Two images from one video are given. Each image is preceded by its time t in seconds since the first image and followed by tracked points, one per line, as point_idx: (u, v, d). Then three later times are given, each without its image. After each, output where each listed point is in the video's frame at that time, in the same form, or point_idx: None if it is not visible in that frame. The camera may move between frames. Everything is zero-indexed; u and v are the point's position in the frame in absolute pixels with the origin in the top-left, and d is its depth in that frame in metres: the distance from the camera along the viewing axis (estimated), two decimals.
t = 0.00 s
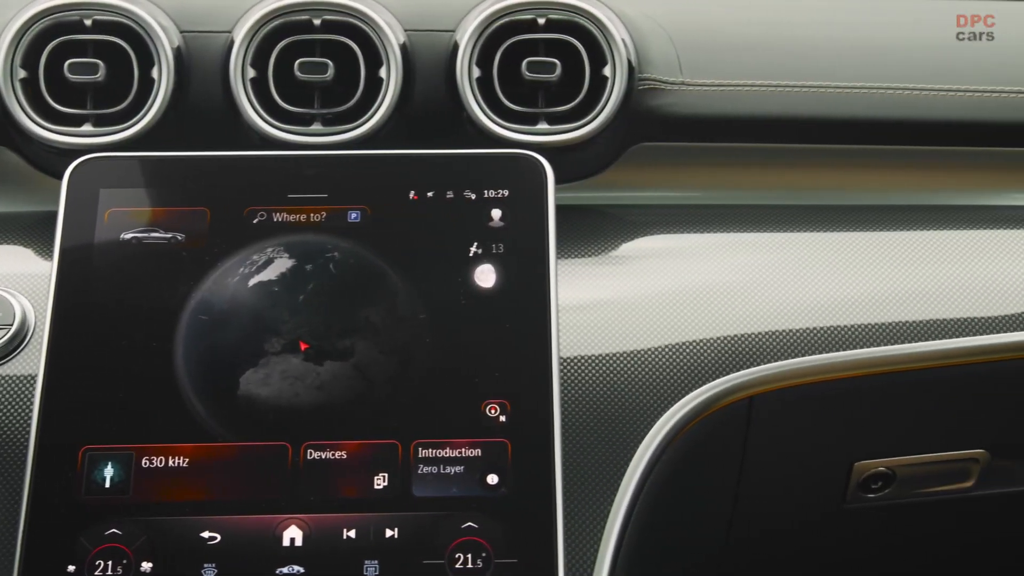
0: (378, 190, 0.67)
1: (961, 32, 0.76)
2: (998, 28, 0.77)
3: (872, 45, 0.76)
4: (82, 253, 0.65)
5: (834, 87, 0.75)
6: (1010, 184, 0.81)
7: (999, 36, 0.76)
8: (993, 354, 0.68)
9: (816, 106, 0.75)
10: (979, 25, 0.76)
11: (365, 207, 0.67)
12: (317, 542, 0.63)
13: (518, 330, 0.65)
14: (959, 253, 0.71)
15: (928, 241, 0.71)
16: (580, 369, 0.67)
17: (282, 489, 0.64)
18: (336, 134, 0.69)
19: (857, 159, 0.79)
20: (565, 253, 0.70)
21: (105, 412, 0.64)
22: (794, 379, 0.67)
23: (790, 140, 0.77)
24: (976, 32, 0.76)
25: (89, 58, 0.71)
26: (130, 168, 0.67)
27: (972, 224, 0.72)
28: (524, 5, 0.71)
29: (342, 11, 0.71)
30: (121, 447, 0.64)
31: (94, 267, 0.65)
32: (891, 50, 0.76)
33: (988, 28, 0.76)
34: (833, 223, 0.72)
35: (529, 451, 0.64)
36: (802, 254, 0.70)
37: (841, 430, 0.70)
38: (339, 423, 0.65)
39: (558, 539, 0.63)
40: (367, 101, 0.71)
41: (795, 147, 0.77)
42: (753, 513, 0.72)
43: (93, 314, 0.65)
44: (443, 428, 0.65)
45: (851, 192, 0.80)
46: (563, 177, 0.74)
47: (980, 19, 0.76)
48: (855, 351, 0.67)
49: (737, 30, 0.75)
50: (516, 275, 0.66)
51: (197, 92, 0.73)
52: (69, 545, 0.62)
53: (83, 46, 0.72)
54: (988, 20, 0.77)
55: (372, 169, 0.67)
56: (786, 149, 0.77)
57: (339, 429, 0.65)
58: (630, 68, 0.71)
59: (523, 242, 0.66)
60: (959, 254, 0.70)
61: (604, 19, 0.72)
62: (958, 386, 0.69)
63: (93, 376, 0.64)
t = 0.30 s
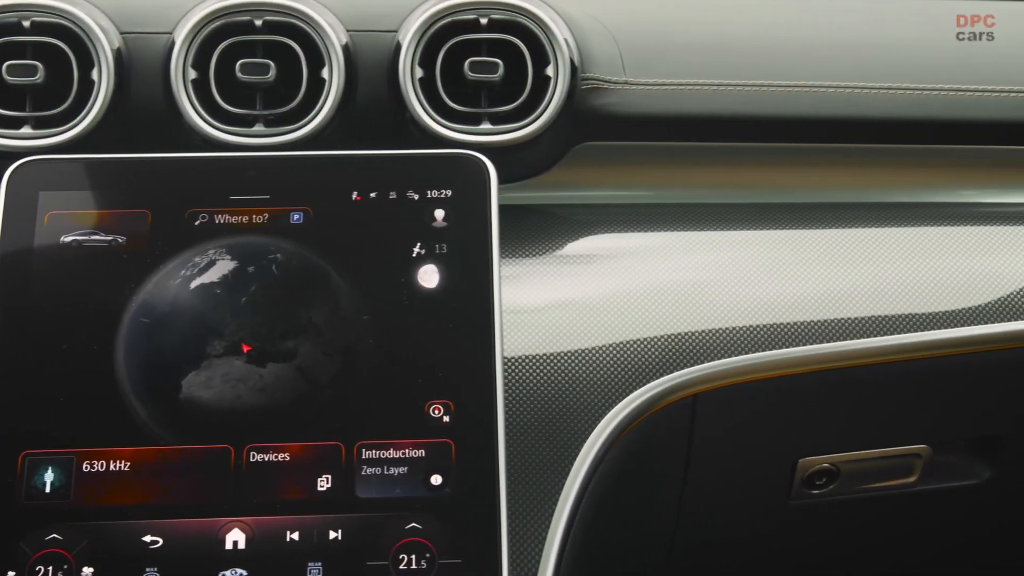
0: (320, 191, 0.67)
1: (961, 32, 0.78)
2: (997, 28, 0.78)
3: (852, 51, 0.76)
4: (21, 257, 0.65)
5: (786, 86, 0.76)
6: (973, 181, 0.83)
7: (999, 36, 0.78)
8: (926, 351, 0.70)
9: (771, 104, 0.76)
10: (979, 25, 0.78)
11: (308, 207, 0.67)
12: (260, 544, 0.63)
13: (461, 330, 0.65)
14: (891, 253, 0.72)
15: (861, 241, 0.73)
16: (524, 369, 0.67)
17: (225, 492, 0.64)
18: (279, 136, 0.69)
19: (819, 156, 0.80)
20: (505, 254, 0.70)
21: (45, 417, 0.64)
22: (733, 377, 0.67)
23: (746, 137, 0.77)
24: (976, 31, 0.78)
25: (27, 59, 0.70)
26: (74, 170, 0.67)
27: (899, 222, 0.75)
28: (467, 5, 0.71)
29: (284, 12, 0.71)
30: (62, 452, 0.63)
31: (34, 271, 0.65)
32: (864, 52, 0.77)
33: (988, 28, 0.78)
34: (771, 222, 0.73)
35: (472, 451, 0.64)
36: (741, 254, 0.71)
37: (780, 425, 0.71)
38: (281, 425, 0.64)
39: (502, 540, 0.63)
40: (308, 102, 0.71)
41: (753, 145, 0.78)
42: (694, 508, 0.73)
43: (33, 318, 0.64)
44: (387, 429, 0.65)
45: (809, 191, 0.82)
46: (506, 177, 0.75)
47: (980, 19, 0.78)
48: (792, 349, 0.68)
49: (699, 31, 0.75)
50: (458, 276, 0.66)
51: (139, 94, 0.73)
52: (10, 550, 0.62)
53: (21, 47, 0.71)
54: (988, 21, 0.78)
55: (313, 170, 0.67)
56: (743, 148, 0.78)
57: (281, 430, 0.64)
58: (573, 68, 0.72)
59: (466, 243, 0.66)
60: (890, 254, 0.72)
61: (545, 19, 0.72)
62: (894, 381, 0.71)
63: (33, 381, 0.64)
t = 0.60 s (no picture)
0: (263, 192, 0.66)
1: (961, 32, 0.81)
2: (997, 28, 0.81)
3: (816, 49, 0.79)
4: None
5: (746, 85, 0.78)
6: (950, 178, 0.86)
7: (998, 37, 0.81)
8: (865, 347, 0.71)
9: (722, 103, 0.78)
10: (980, 25, 0.81)
11: (250, 209, 0.66)
12: (203, 548, 0.62)
13: (405, 331, 0.65)
14: (833, 251, 0.74)
15: (802, 241, 0.75)
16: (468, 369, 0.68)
17: (167, 496, 0.63)
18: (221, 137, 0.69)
19: (776, 154, 0.82)
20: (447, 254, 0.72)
21: None
22: (677, 375, 0.69)
23: (707, 136, 0.79)
24: (976, 31, 0.81)
25: None
26: (17, 172, 0.66)
27: (840, 219, 0.77)
28: (408, 5, 0.72)
29: (225, 12, 0.72)
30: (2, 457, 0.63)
31: None
32: (860, 50, 0.79)
33: (988, 28, 0.81)
34: (705, 222, 0.76)
35: (417, 452, 0.64)
36: (683, 255, 0.73)
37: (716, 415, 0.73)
38: (224, 427, 0.64)
39: (447, 541, 0.63)
40: (251, 102, 0.72)
41: (715, 144, 0.80)
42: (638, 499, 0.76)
43: None
44: (331, 430, 0.64)
45: (772, 187, 0.84)
46: (448, 177, 0.76)
47: (980, 19, 0.81)
48: (734, 346, 0.70)
49: (661, 30, 0.77)
50: (401, 277, 0.66)
51: (79, 97, 0.73)
52: None
53: None
54: (988, 21, 0.81)
55: (256, 171, 0.67)
56: (717, 148, 0.80)
57: (224, 433, 0.64)
58: (516, 67, 0.73)
59: (410, 242, 0.66)
60: (831, 253, 0.74)
61: (488, 19, 0.73)
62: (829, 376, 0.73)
63: None
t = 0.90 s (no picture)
0: (203, 194, 0.66)
1: (961, 32, 0.84)
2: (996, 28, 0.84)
3: (790, 49, 0.81)
4: None
5: (706, 83, 0.79)
6: (923, 176, 0.87)
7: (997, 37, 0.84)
8: (804, 345, 0.72)
9: (666, 103, 0.79)
10: (980, 25, 0.84)
11: (191, 212, 0.66)
12: (144, 552, 0.62)
13: (349, 332, 0.65)
14: (776, 250, 0.75)
15: (744, 240, 0.76)
16: (412, 370, 0.68)
17: (108, 501, 0.63)
18: (163, 138, 0.70)
19: (725, 153, 0.83)
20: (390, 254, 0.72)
21: None
22: (619, 375, 0.70)
23: (657, 137, 0.80)
24: (976, 31, 0.84)
25: None
26: None
27: (783, 218, 0.79)
28: (349, 6, 0.73)
29: (167, 14, 0.72)
30: None
31: None
32: (864, 50, 0.82)
33: (988, 28, 0.84)
34: (646, 221, 0.76)
35: (360, 452, 0.64)
36: (627, 256, 0.74)
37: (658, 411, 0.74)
38: (166, 431, 0.64)
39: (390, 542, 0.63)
40: (191, 105, 0.72)
41: (682, 143, 0.81)
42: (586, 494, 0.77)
43: None
44: (274, 432, 0.64)
45: (738, 185, 0.85)
46: (392, 177, 0.77)
47: (980, 19, 0.84)
48: (675, 345, 0.71)
49: (605, 29, 0.78)
50: (344, 278, 0.65)
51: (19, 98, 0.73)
52: None
53: None
54: (988, 21, 0.84)
55: (197, 173, 0.66)
56: (688, 146, 0.81)
57: (165, 437, 0.64)
58: (459, 68, 0.74)
59: (353, 243, 0.66)
60: (772, 252, 0.75)
61: (431, 20, 0.73)
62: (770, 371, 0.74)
63: None
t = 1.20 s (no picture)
0: (147, 196, 0.66)
1: (962, 31, 0.87)
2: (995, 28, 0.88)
3: (752, 49, 0.82)
4: None
5: (658, 83, 0.80)
6: (882, 175, 0.89)
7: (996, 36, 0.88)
8: (750, 343, 0.73)
9: (612, 104, 0.80)
10: (980, 24, 0.87)
11: (136, 215, 0.66)
12: (88, 557, 0.62)
13: (295, 334, 0.65)
14: (720, 251, 0.77)
15: (688, 241, 0.77)
16: (358, 371, 0.68)
17: (51, 506, 0.62)
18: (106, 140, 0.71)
19: (675, 152, 0.84)
20: (337, 256, 0.72)
21: None
22: (566, 374, 0.71)
23: (604, 137, 0.81)
24: (976, 31, 0.87)
25: None
26: None
27: (729, 217, 0.80)
28: (295, 7, 0.74)
29: (110, 15, 0.73)
30: None
31: None
32: (864, 50, 0.84)
33: (988, 27, 0.87)
34: (593, 221, 0.78)
35: (305, 454, 0.64)
36: (572, 257, 0.75)
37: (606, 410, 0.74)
38: (110, 435, 0.63)
39: (336, 544, 0.63)
40: (134, 107, 0.73)
41: (640, 143, 0.82)
42: (537, 492, 0.77)
43: None
44: (219, 435, 0.64)
45: (692, 185, 0.86)
46: (338, 178, 0.78)
47: (981, 19, 0.87)
48: (621, 344, 0.72)
49: (552, 29, 0.79)
50: (290, 279, 0.65)
51: None
52: None
53: None
54: (988, 21, 0.87)
55: (140, 175, 0.66)
56: (644, 146, 0.83)
57: (110, 440, 0.63)
58: (404, 67, 0.75)
59: (299, 244, 0.66)
60: (717, 252, 0.77)
61: (376, 20, 0.74)
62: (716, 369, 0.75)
63: None
